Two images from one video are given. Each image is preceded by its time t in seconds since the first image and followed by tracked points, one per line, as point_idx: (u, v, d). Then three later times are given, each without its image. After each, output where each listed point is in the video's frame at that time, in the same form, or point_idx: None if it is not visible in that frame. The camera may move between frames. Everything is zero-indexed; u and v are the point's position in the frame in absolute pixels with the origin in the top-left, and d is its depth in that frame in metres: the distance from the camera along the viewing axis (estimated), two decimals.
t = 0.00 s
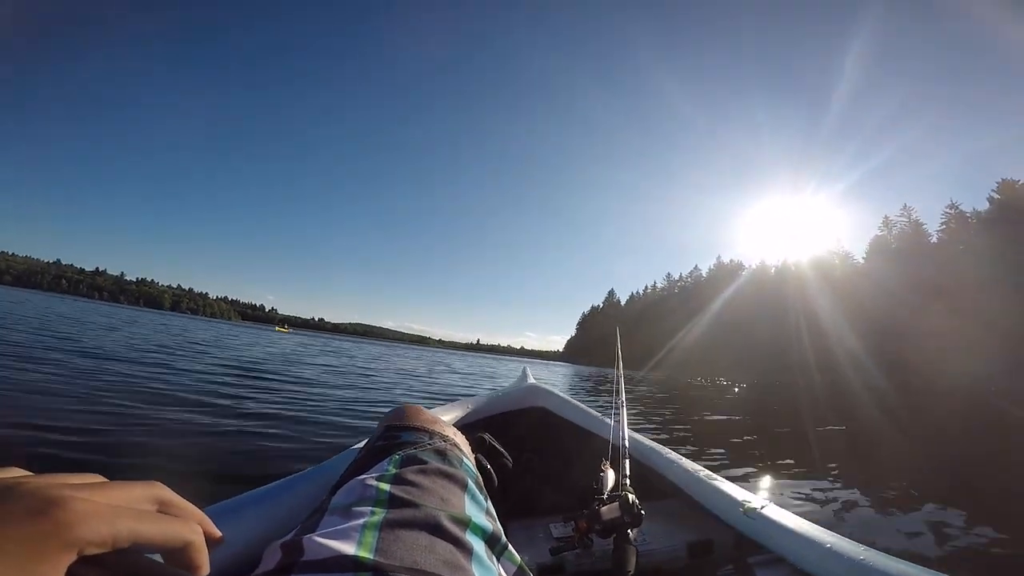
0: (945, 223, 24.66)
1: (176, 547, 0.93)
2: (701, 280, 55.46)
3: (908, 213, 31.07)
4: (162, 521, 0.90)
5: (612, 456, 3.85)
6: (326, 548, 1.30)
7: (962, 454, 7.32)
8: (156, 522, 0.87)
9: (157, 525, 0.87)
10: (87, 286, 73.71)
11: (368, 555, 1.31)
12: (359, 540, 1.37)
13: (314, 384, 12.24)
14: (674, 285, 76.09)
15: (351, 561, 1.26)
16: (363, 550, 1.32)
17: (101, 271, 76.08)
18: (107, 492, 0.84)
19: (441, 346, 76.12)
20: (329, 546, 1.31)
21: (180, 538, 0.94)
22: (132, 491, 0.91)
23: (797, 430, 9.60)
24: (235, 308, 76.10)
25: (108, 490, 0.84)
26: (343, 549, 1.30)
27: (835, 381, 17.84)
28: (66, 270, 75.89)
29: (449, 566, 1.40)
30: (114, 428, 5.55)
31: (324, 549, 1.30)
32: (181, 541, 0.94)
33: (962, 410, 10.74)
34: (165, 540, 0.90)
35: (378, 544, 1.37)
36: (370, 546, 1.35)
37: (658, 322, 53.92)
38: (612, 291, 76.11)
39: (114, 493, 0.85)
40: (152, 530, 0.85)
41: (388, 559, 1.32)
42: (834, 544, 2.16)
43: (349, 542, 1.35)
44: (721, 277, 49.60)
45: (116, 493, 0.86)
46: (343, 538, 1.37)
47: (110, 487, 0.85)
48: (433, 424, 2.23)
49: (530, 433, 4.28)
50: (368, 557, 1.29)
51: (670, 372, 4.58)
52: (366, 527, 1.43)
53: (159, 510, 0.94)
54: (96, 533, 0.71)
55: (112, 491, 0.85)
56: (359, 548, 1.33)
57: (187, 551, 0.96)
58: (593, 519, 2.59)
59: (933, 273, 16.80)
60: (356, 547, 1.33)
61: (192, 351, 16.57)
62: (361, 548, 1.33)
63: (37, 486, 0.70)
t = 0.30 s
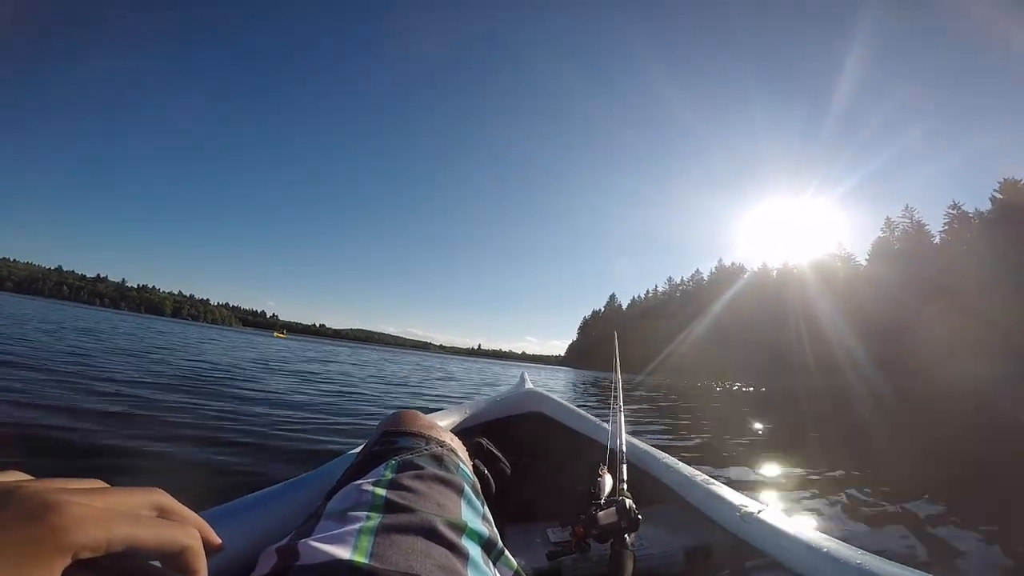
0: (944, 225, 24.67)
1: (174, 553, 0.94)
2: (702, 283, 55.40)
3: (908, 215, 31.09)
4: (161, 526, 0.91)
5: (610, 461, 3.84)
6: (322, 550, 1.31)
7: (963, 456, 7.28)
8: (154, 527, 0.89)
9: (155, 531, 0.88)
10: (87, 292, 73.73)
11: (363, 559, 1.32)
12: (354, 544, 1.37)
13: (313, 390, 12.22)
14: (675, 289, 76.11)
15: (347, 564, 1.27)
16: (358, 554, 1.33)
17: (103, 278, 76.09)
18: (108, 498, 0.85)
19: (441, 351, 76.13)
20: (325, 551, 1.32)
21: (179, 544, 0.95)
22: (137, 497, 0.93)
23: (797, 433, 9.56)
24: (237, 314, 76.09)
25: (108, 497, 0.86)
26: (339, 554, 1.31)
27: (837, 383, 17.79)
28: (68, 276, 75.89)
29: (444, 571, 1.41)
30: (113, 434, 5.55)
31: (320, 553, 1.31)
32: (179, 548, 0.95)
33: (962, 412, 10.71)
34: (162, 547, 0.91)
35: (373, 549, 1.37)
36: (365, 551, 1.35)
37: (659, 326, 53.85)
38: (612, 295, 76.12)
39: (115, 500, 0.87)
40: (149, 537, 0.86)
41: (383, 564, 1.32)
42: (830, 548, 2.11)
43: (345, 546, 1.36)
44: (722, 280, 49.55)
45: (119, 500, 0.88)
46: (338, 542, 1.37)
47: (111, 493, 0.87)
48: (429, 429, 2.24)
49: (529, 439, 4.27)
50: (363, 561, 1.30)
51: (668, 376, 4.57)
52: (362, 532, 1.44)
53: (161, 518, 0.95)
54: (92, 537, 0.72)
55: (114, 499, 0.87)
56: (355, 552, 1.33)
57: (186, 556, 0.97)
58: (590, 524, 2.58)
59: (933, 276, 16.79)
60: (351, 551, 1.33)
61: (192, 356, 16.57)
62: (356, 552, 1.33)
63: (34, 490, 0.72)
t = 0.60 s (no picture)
0: (949, 224, 24.52)
1: (170, 556, 0.95)
2: (705, 284, 55.28)
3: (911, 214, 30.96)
4: (157, 526, 0.91)
5: (608, 464, 3.84)
6: (317, 554, 1.31)
7: (967, 456, 7.23)
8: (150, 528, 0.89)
9: (151, 532, 0.89)
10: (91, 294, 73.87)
11: (360, 562, 1.32)
12: (350, 547, 1.37)
13: (314, 392, 12.22)
14: (677, 289, 76.03)
15: (343, 567, 1.27)
16: (355, 557, 1.33)
17: (106, 280, 76.07)
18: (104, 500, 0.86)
19: (443, 353, 76.13)
20: (322, 553, 1.32)
21: (175, 546, 0.95)
22: (132, 498, 0.94)
23: (800, 434, 9.50)
24: (239, 317, 76.10)
25: (105, 500, 0.87)
26: (335, 556, 1.31)
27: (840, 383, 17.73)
28: (71, 279, 75.96)
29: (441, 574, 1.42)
30: (114, 436, 5.56)
31: (316, 556, 1.31)
32: (175, 551, 0.95)
33: (966, 412, 10.63)
34: (160, 548, 0.92)
35: (370, 552, 1.37)
36: (362, 553, 1.36)
37: (662, 326, 53.75)
38: (615, 296, 76.11)
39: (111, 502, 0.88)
40: (145, 538, 0.87)
41: (379, 566, 1.33)
42: (828, 551, 2.09)
43: (342, 549, 1.36)
44: (725, 280, 49.43)
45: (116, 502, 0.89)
46: (335, 545, 1.37)
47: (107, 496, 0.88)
48: (427, 432, 2.24)
49: (527, 442, 4.26)
50: (359, 564, 1.30)
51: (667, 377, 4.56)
52: (358, 534, 1.44)
53: (156, 520, 0.96)
54: (89, 539, 0.72)
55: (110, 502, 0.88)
56: (351, 555, 1.34)
57: (182, 558, 0.97)
58: (588, 526, 2.58)
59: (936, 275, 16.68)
60: (347, 554, 1.33)
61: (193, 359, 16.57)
62: (353, 555, 1.34)
63: (31, 493, 0.72)
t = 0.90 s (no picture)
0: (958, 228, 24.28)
1: (172, 557, 0.96)
2: (710, 288, 55.08)
3: (920, 218, 30.71)
4: (157, 529, 0.92)
5: (609, 467, 3.82)
6: (317, 554, 1.32)
7: (975, 461, 7.12)
8: (149, 531, 0.90)
9: (149, 533, 0.89)
10: (98, 297, 74.18)
11: (359, 564, 1.32)
12: (351, 549, 1.38)
13: (315, 396, 12.19)
14: (682, 294, 75.92)
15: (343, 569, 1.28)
16: (355, 559, 1.34)
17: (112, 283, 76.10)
18: (103, 500, 0.88)
19: (447, 357, 76.09)
20: (323, 555, 1.32)
21: (175, 548, 0.96)
22: (132, 501, 0.96)
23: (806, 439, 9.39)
24: (244, 320, 76.09)
25: (104, 501, 0.88)
26: (336, 558, 1.31)
27: (846, 387, 17.59)
28: (78, 282, 76.02)
29: None
30: (116, 439, 5.57)
31: (317, 557, 1.31)
32: (175, 552, 0.96)
33: (975, 417, 10.49)
34: (158, 550, 0.92)
35: (370, 554, 1.37)
36: (362, 556, 1.36)
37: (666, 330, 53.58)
38: (620, 300, 76.09)
39: (111, 503, 0.90)
40: (143, 539, 0.88)
41: (379, 569, 1.33)
42: (828, 553, 2.08)
43: (342, 551, 1.36)
44: (731, 284, 49.21)
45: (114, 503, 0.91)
46: (337, 547, 1.37)
47: (108, 497, 0.90)
48: (426, 435, 2.25)
49: (528, 446, 4.25)
50: (359, 566, 1.31)
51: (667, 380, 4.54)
52: (359, 536, 1.45)
53: (155, 522, 0.97)
54: (88, 541, 0.73)
55: (110, 502, 0.89)
56: (352, 557, 1.34)
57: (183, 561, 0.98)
58: (589, 529, 2.57)
59: (943, 280, 16.51)
60: (348, 556, 1.34)
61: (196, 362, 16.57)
62: (353, 557, 1.34)
63: (34, 495, 0.74)
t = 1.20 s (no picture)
0: (966, 231, 24.12)
1: (171, 557, 0.96)
2: (714, 291, 54.91)
3: (927, 220, 30.53)
4: (156, 529, 0.93)
5: (609, 469, 3.81)
6: (318, 554, 1.33)
7: (982, 465, 7.05)
8: (150, 530, 0.90)
9: (149, 534, 0.90)
10: (103, 298, 74.31)
11: (360, 565, 1.33)
12: (351, 550, 1.38)
13: (317, 398, 12.19)
14: (686, 297, 75.77)
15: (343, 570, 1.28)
16: (355, 560, 1.34)
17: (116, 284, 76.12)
18: (104, 501, 0.88)
19: (450, 358, 76.10)
20: (323, 556, 1.32)
21: (175, 548, 0.96)
22: (132, 502, 0.97)
23: (810, 442, 9.32)
24: (248, 322, 76.09)
25: (103, 502, 0.89)
26: (336, 559, 1.32)
27: (851, 390, 17.51)
28: (83, 283, 76.08)
29: None
30: (119, 440, 5.58)
31: (317, 559, 1.31)
32: (175, 554, 0.96)
33: (980, 420, 10.39)
34: (158, 551, 0.92)
35: (370, 555, 1.37)
36: (362, 556, 1.36)
37: (670, 333, 53.45)
38: (623, 302, 76.05)
39: (111, 505, 0.90)
40: (143, 540, 0.88)
41: (380, 569, 1.33)
42: (828, 556, 2.06)
43: (342, 552, 1.36)
44: (735, 287, 49.02)
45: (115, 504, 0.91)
46: (337, 548, 1.37)
47: (107, 499, 0.90)
48: (426, 436, 2.25)
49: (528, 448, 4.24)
50: (359, 567, 1.31)
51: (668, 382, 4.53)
52: (359, 536, 1.45)
53: (156, 522, 0.97)
54: (89, 542, 0.74)
55: (110, 504, 0.90)
56: (352, 558, 1.34)
57: (183, 561, 0.98)
58: (588, 531, 2.56)
59: (950, 282, 16.38)
60: (348, 557, 1.34)
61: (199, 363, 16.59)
62: (353, 558, 1.34)
63: (34, 496, 0.74)
